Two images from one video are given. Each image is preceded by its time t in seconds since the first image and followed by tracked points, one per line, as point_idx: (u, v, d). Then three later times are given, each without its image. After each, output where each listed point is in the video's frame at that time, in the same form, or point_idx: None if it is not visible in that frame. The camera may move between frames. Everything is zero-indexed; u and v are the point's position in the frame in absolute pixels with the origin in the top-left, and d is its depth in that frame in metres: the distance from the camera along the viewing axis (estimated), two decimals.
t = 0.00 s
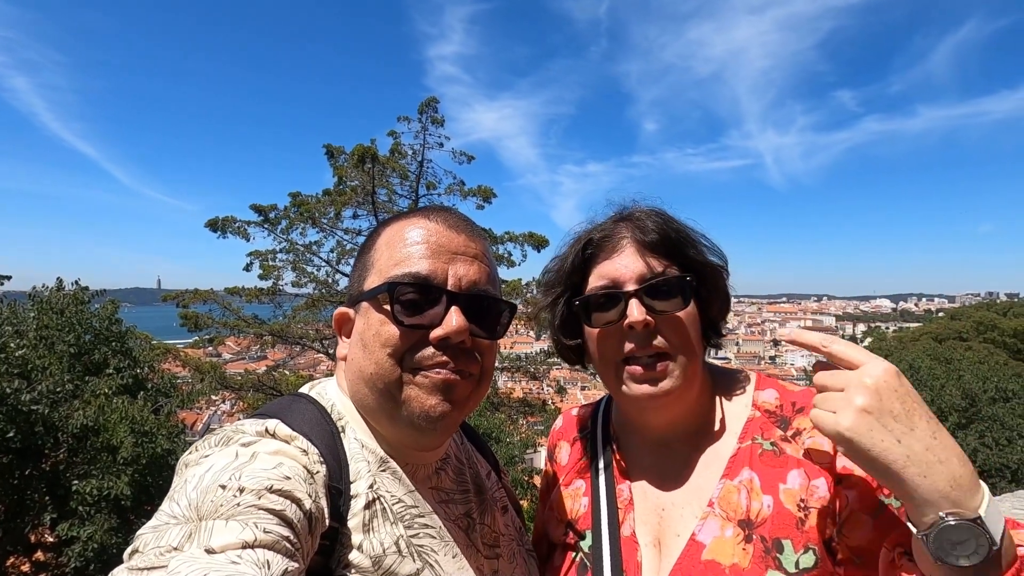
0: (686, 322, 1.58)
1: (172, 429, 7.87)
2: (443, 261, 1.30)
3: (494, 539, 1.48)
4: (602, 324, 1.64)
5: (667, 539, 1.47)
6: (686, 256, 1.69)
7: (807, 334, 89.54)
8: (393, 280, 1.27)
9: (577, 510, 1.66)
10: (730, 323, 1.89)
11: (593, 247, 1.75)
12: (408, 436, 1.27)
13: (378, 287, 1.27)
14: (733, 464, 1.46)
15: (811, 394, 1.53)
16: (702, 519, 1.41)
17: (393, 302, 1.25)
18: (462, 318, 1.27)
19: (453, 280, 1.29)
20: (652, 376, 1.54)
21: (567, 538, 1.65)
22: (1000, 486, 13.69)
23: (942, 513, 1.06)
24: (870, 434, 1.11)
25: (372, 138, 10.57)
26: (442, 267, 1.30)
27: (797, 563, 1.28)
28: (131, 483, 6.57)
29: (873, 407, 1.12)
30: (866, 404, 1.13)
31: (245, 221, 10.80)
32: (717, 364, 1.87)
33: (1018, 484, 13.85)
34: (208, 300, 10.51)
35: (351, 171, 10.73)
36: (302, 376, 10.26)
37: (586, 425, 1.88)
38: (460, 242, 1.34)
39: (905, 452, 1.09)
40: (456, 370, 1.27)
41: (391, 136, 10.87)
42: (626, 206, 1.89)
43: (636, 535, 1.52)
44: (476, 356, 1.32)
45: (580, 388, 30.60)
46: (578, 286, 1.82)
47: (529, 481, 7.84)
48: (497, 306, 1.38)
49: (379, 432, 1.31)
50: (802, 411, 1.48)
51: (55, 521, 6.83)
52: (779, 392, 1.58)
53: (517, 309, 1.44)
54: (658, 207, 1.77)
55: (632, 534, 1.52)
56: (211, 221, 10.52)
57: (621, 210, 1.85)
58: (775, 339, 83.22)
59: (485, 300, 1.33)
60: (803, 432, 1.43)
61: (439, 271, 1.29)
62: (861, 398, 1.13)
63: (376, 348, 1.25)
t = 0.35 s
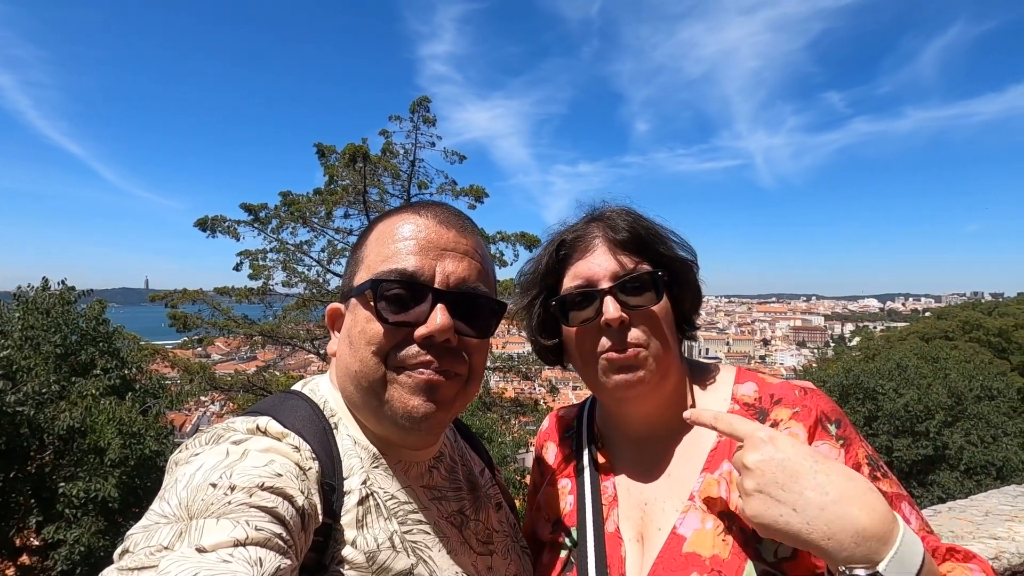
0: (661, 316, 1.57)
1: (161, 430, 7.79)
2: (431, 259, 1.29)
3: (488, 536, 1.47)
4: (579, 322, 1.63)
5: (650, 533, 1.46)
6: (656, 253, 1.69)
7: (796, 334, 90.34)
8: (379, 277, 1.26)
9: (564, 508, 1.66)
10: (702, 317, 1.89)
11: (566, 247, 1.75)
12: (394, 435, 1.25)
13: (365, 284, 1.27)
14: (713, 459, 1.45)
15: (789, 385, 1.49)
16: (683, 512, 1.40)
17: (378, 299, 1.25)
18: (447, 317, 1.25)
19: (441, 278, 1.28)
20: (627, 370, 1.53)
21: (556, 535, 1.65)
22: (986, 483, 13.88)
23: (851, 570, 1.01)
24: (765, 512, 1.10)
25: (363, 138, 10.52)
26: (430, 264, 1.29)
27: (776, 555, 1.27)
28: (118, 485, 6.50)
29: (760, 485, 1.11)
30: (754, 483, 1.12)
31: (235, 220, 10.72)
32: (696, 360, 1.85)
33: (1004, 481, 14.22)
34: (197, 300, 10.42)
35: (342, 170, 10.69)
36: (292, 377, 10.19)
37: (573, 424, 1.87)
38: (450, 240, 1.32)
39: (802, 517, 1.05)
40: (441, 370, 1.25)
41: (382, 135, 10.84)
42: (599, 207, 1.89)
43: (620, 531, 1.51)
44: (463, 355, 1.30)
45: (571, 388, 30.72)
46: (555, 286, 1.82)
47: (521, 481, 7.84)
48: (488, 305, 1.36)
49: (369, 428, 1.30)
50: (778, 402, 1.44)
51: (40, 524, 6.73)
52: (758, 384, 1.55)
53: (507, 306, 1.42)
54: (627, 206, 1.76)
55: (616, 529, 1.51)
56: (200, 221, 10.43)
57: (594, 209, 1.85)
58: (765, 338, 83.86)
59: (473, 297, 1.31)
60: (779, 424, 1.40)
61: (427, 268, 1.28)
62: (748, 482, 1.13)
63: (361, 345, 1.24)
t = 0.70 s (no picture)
0: (649, 319, 1.58)
1: (144, 429, 7.67)
2: (423, 258, 1.29)
3: (479, 536, 1.47)
4: (567, 325, 1.64)
5: (638, 532, 1.47)
6: (645, 256, 1.69)
7: (782, 334, 91.41)
8: (371, 275, 1.26)
9: (555, 509, 1.66)
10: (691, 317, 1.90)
11: (556, 249, 1.75)
12: (384, 434, 1.25)
13: (356, 282, 1.27)
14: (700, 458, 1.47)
15: (775, 384, 1.52)
16: (671, 511, 1.41)
17: (369, 298, 1.24)
18: (438, 316, 1.26)
19: (432, 276, 1.28)
20: (615, 373, 1.55)
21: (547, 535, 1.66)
22: (965, 480, 14.16)
23: None
24: (742, 538, 1.10)
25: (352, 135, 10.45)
26: (422, 262, 1.29)
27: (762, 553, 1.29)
28: (100, 485, 6.40)
29: (731, 513, 1.12)
30: (725, 512, 1.13)
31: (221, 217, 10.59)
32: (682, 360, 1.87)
33: (982, 478, 14.48)
34: (181, 298, 10.27)
35: (330, 168, 10.62)
36: (279, 376, 10.09)
37: (563, 425, 1.88)
38: (442, 239, 1.32)
39: (776, 535, 1.06)
40: (430, 370, 1.25)
41: (372, 133, 10.78)
42: (589, 207, 1.89)
43: (610, 530, 1.53)
44: (454, 354, 1.30)
45: (559, 388, 30.80)
46: (544, 287, 1.83)
47: (509, 480, 7.84)
48: (480, 304, 1.36)
49: (362, 427, 1.30)
50: (764, 401, 1.47)
51: (19, 526, 6.60)
52: (745, 383, 1.57)
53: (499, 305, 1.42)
54: (618, 208, 1.76)
55: (606, 529, 1.53)
56: (185, 217, 10.29)
57: (584, 210, 1.86)
58: (751, 338, 84.74)
59: (465, 296, 1.32)
60: (766, 423, 1.42)
61: (418, 267, 1.28)
62: (718, 512, 1.14)
63: (352, 344, 1.24)
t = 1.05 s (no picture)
0: (646, 323, 1.59)
1: (129, 423, 7.58)
2: (421, 257, 1.28)
3: (472, 536, 1.48)
4: (566, 327, 1.65)
5: (636, 534, 1.48)
6: (645, 259, 1.70)
7: (769, 333, 92.36)
8: (368, 274, 1.25)
9: (550, 510, 1.67)
10: (690, 320, 1.91)
11: (555, 250, 1.75)
12: (379, 435, 1.25)
13: (352, 281, 1.26)
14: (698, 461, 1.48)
15: (773, 388, 1.53)
16: (669, 514, 1.42)
17: (366, 297, 1.24)
18: (435, 316, 1.25)
19: (429, 276, 1.28)
20: (611, 376, 1.56)
21: (542, 536, 1.67)
22: (945, 478, 14.41)
23: None
24: (747, 542, 1.11)
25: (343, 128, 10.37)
26: (419, 262, 1.28)
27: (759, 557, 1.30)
28: (84, 480, 6.34)
29: (736, 518, 1.13)
30: (731, 516, 1.14)
31: (209, 210, 10.48)
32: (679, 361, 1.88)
33: (962, 476, 14.78)
34: (167, 290, 10.14)
35: (320, 161, 10.54)
36: (266, 370, 10.02)
37: (558, 426, 1.89)
38: (440, 238, 1.32)
39: (780, 540, 1.08)
40: (426, 370, 1.25)
41: (363, 126, 10.70)
42: (590, 208, 1.89)
43: (607, 533, 1.54)
44: (451, 354, 1.30)
45: (549, 385, 30.94)
46: (542, 287, 1.83)
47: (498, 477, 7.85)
48: (477, 304, 1.36)
49: (356, 427, 1.29)
50: (763, 404, 1.48)
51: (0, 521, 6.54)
52: (742, 387, 1.58)
53: (495, 305, 1.41)
54: (622, 208, 1.77)
55: (603, 532, 1.53)
56: (172, 209, 10.17)
57: (585, 211, 1.86)
58: (739, 337, 85.53)
59: (462, 296, 1.31)
60: (764, 427, 1.44)
61: (416, 267, 1.28)
62: (723, 516, 1.15)
63: (349, 344, 1.24)
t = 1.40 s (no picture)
0: (640, 325, 1.61)
1: (115, 418, 7.49)
2: (420, 258, 1.29)
3: (469, 536, 1.48)
4: (560, 330, 1.65)
5: (631, 536, 1.50)
6: (640, 261, 1.71)
7: (757, 331, 93.24)
8: (367, 275, 1.26)
9: (546, 511, 1.68)
10: (686, 320, 1.92)
11: (551, 252, 1.76)
12: (379, 436, 1.25)
13: (353, 282, 1.26)
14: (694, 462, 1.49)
15: (765, 390, 1.55)
16: (664, 516, 1.44)
17: (366, 298, 1.24)
18: (436, 318, 1.25)
19: (429, 278, 1.28)
20: (605, 379, 1.58)
21: (537, 537, 1.68)
22: (928, 475, 14.67)
23: None
24: (741, 520, 1.15)
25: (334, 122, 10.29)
26: (420, 264, 1.28)
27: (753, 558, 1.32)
28: (68, 475, 6.28)
29: (735, 496, 1.17)
30: (730, 493, 1.18)
31: (197, 203, 10.36)
32: (675, 362, 1.90)
33: (944, 473, 15.04)
34: (154, 284, 10.03)
35: (311, 155, 10.46)
36: (255, 365, 9.94)
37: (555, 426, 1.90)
38: (440, 239, 1.32)
39: (774, 527, 1.11)
40: (427, 372, 1.25)
41: (354, 120, 10.62)
42: (586, 209, 1.90)
43: (602, 534, 1.55)
44: (451, 356, 1.30)
45: (539, 381, 31.04)
46: (537, 288, 1.84)
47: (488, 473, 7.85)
48: (476, 305, 1.36)
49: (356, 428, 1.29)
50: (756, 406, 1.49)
51: None
52: (736, 388, 1.61)
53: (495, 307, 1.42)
54: (618, 210, 1.78)
55: (599, 533, 1.55)
56: (160, 202, 10.04)
57: (580, 212, 1.87)
58: (728, 334, 86.26)
59: (461, 298, 1.32)
60: (757, 429, 1.46)
61: (414, 268, 1.28)
62: (723, 491, 1.19)
63: (349, 345, 1.24)
